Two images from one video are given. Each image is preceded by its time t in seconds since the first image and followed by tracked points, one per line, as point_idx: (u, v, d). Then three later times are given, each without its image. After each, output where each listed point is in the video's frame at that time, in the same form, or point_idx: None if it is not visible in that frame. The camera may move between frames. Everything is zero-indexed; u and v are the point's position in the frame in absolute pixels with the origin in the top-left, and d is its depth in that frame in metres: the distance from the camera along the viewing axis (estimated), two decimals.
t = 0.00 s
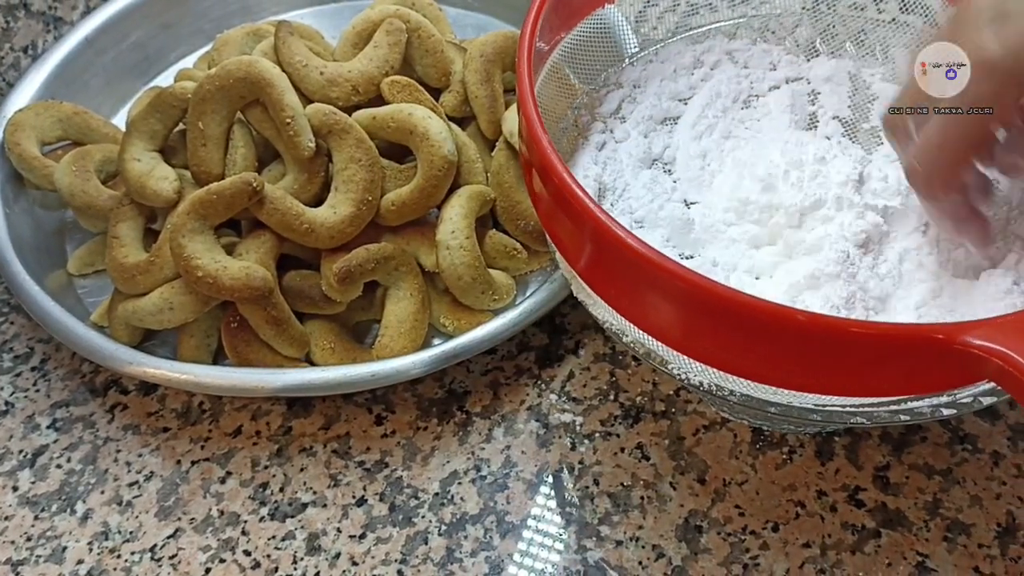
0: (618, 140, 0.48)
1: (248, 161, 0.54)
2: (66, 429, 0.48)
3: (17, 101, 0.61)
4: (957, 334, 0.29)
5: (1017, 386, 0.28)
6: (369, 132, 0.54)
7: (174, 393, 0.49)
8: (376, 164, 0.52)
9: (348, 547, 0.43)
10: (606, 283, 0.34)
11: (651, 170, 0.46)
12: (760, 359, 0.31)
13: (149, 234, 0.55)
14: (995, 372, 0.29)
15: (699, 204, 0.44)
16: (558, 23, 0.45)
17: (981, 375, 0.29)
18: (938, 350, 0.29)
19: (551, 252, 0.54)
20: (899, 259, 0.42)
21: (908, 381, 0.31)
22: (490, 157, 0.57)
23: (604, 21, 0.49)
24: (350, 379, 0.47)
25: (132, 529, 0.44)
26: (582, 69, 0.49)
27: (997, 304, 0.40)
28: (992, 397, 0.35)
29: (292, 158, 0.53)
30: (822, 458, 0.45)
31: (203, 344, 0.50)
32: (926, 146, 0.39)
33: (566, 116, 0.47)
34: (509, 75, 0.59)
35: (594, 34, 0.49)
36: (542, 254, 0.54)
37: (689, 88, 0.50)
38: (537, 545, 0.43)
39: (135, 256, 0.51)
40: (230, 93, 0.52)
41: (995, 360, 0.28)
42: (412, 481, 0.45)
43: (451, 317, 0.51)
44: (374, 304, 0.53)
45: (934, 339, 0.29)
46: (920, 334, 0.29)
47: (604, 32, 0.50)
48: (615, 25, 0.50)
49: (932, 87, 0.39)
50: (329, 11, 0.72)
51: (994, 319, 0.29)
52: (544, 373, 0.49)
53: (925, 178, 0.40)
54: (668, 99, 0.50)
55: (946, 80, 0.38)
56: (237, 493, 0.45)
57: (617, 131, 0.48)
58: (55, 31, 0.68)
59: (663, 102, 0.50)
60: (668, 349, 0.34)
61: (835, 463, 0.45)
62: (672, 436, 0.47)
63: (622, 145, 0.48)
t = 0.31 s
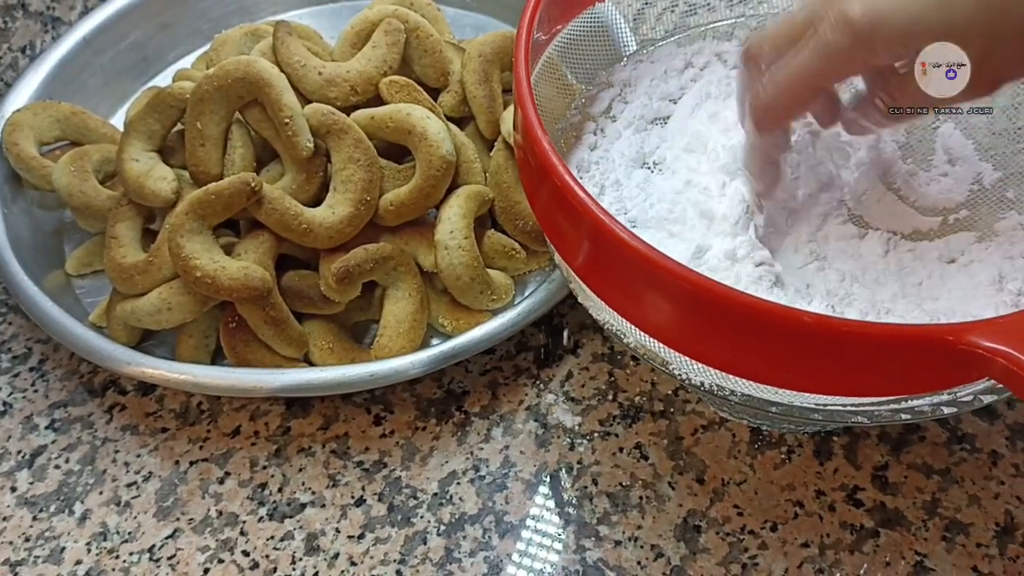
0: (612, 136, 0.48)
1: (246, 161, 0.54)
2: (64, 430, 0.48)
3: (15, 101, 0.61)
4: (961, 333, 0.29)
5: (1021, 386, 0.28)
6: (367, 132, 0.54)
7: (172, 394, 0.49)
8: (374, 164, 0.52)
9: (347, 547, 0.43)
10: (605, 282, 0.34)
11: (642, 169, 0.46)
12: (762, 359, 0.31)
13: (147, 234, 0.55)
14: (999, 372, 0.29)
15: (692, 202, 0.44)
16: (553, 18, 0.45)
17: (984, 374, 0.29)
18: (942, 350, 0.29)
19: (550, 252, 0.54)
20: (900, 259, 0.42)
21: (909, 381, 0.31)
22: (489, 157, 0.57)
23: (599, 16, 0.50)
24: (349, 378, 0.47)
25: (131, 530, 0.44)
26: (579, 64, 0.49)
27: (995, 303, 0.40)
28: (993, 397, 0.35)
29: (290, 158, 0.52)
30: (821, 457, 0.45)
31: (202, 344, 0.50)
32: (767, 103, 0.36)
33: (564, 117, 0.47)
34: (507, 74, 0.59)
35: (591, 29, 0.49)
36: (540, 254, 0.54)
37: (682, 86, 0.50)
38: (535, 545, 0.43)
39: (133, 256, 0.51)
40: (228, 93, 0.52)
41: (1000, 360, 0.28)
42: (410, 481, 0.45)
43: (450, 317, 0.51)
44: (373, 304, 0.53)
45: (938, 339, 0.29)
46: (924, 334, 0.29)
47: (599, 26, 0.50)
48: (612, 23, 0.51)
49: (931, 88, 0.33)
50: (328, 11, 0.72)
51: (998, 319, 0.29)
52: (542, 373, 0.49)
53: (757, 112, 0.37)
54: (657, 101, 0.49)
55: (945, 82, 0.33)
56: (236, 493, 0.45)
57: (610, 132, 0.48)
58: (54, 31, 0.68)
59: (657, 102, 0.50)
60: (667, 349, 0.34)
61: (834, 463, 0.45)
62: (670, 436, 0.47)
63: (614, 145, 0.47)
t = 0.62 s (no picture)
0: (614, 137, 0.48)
1: (245, 161, 0.54)
2: (63, 430, 0.48)
3: (14, 101, 0.61)
4: (961, 333, 0.29)
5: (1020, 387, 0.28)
6: (367, 132, 0.54)
7: (171, 394, 0.49)
8: (374, 164, 0.52)
9: (346, 548, 0.43)
10: (604, 282, 0.34)
11: (645, 174, 0.46)
12: (761, 359, 0.31)
13: (146, 234, 0.54)
14: (998, 371, 0.29)
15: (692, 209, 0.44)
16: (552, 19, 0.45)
17: (983, 374, 0.30)
18: (941, 349, 0.29)
19: (549, 252, 0.54)
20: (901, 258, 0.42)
21: (909, 381, 0.31)
22: (488, 157, 0.57)
23: (599, 19, 0.49)
24: (348, 378, 0.47)
25: (130, 530, 0.44)
26: (580, 65, 0.49)
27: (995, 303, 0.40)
28: (992, 396, 0.36)
29: (289, 158, 0.52)
30: (820, 457, 0.45)
31: (201, 344, 0.50)
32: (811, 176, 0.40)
33: (564, 117, 0.48)
34: (506, 74, 0.59)
35: (592, 31, 0.49)
36: (539, 254, 0.54)
37: (684, 90, 0.51)
38: (535, 545, 0.43)
39: (132, 256, 0.51)
40: (227, 93, 0.52)
41: (999, 360, 0.28)
42: (410, 481, 0.45)
43: (449, 317, 0.51)
44: (372, 304, 0.53)
45: (938, 339, 0.29)
46: (923, 334, 0.29)
47: (600, 29, 0.50)
48: (612, 23, 0.50)
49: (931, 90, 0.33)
50: (327, 11, 0.72)
51: (997, 318, 0.29)
52: (542, 373, 0.49)
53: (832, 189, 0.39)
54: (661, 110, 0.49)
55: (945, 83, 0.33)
56: (235, 493, 0.45)
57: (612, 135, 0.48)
58: (52, 31, 0.68)
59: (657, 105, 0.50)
60: (666, 349, 0.34)
61: (833, 463, 0.45)
62: (670, 436, 0.47)
63: (617, 149, 0.47)
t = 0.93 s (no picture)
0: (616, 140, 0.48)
1: (245, 161, 0.54)
2: (63, 430, 0.48)
3: (14, 101, 0.61)
4: (962, 332, 0.29)
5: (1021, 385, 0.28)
6: (366, 132, 0.54)
7: (171, 394, 0.49)
8: (374, 164, 0.52)
9: (345, 547, 0.43)
10: (603, 281, 0.34)
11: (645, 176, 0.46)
12: (761, 358, 0.31)
13: (146, 234, 0.55)
14: (999, 370, 0.29)
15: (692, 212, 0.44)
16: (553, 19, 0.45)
17: (984, 372, 0.30)
18: (941, 348, 0.29)
19: (549, 252, 0.54)
20: (899, 258, 0.42)
21: (909, 381, 0.31)
22: (488, 157, 0.57)
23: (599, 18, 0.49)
24: (348, 378, 0.47)
25: (129, 530, 0.44)
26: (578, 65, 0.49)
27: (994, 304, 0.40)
28: (991, 396, 0.36)
29: (289, 157, 0.52)
30: (820, 457, 0.45)
31: (200, 344, 0.50)
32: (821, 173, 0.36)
33: (564, 117, 0.47)
34: (506, 74, 0.59)
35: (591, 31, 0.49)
36: (539, 254, 0.54)
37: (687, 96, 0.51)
38: (534, 545, 0.43)
39: (132, 256, 0.51)
40: (227, 93, 0.52)
41: (1001, 358, 0.28)
42: (409, 481, 0.45)
43: (448, 317, 0.51)
44: (372, 304, 0.53)
45: (939, 338, 0.29)
46: (922, 333, 0.29)
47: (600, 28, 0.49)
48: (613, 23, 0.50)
49: (931, 86, 0.33)
50: (327, 11, 0.72)
51: (997, 317, 0.29)
52: (541, 373, 0.49)
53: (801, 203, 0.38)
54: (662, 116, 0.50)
55: (943, 82, 0.33)
56: (235, 493, 0.45)
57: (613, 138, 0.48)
58: (52, 31, 0.68)
59: (656, 109, 0.50)
60: (666, 348, 0.34)
61: (833, 463, 0.45)
62: (670, 436, 0.47)
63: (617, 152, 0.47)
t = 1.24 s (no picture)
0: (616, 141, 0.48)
1: (245, 161, 0.54)
2: (63, 430, 0.48)
3: (13, 101, 0.61)
4: (964, 332, 0.29)
5: None
6: (366, 132, 0.54)
7: (171, 394, 0.49)
8: (374, 164, 0.52)
9: (345, 547, 0.43)
10: (603, 281, 0.34)
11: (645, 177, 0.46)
12: (761, 359, 0.31)
13: (146, 234, 0.55)
14: (1000, 371, 0.29)
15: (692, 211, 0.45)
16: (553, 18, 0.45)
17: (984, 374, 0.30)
18: (942, 348, 0.29)
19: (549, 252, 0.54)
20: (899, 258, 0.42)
21: (910, 381, 0.31)
22: (488, 157, 0.57)
23: (599, 19, 0.49)
24: (349, 379, 0.47)
25: (129, 530, 0.44)
26: (577, 66, 0.49)
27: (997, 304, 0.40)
28: (991, 396, 0.35)
29: (288, 157, 0.52)
30: (820, 457, 0.45)
31: (200, 345, 0.50)
32: (795, 180, 0.37)
33: (564, 118, 0.47)
34: (506, 74, 0.59)
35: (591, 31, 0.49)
36: (539, 254, 0.54)
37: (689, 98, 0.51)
38: (534, 545, 0.43)
39: (132, 256, 0.51)
40: (227, 93, 0.52)
41: (1002, 359, 0.28)
42: (409, 481, 0.45)
43: (448, 317, 0.51)
44: (372, 304, 0.53)
45: (940, 339, 0.29)
46: (924, 334, 0.29)
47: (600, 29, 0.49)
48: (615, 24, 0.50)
49: (931, 89, 0.31)
50: (327, 11, 0.72)
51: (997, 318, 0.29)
52: (541, 373, 0.49)
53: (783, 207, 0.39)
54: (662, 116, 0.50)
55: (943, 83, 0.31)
56: (235, 493, 0.45)
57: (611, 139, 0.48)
58: (51, 31, 0.68)
59: (657, 110, 0.50)
60: (665, 348, 0.34)
61: (832, 463, 0.45)
62: (670, 436, 0.47)
63: (617, 154, 0.47)
